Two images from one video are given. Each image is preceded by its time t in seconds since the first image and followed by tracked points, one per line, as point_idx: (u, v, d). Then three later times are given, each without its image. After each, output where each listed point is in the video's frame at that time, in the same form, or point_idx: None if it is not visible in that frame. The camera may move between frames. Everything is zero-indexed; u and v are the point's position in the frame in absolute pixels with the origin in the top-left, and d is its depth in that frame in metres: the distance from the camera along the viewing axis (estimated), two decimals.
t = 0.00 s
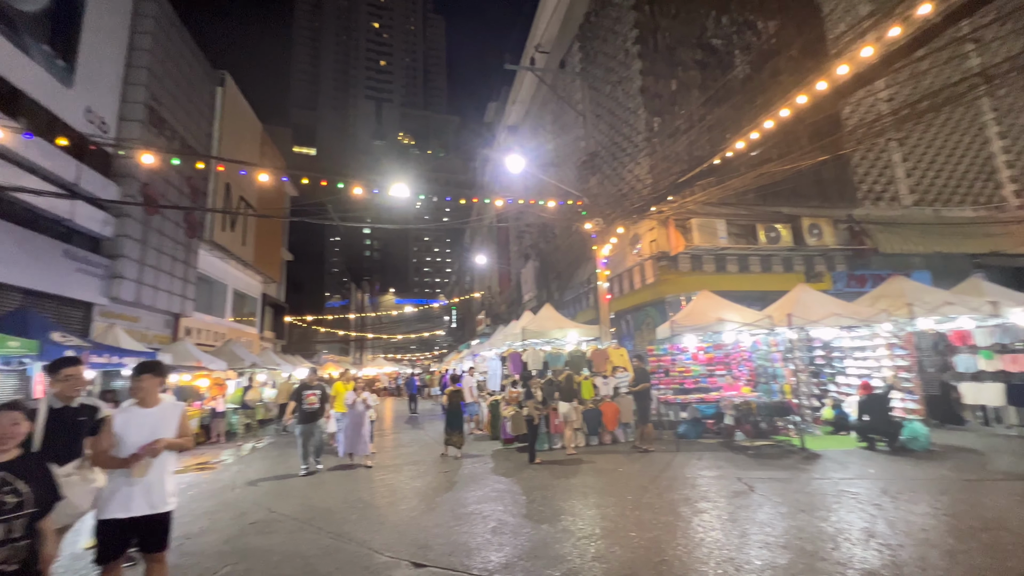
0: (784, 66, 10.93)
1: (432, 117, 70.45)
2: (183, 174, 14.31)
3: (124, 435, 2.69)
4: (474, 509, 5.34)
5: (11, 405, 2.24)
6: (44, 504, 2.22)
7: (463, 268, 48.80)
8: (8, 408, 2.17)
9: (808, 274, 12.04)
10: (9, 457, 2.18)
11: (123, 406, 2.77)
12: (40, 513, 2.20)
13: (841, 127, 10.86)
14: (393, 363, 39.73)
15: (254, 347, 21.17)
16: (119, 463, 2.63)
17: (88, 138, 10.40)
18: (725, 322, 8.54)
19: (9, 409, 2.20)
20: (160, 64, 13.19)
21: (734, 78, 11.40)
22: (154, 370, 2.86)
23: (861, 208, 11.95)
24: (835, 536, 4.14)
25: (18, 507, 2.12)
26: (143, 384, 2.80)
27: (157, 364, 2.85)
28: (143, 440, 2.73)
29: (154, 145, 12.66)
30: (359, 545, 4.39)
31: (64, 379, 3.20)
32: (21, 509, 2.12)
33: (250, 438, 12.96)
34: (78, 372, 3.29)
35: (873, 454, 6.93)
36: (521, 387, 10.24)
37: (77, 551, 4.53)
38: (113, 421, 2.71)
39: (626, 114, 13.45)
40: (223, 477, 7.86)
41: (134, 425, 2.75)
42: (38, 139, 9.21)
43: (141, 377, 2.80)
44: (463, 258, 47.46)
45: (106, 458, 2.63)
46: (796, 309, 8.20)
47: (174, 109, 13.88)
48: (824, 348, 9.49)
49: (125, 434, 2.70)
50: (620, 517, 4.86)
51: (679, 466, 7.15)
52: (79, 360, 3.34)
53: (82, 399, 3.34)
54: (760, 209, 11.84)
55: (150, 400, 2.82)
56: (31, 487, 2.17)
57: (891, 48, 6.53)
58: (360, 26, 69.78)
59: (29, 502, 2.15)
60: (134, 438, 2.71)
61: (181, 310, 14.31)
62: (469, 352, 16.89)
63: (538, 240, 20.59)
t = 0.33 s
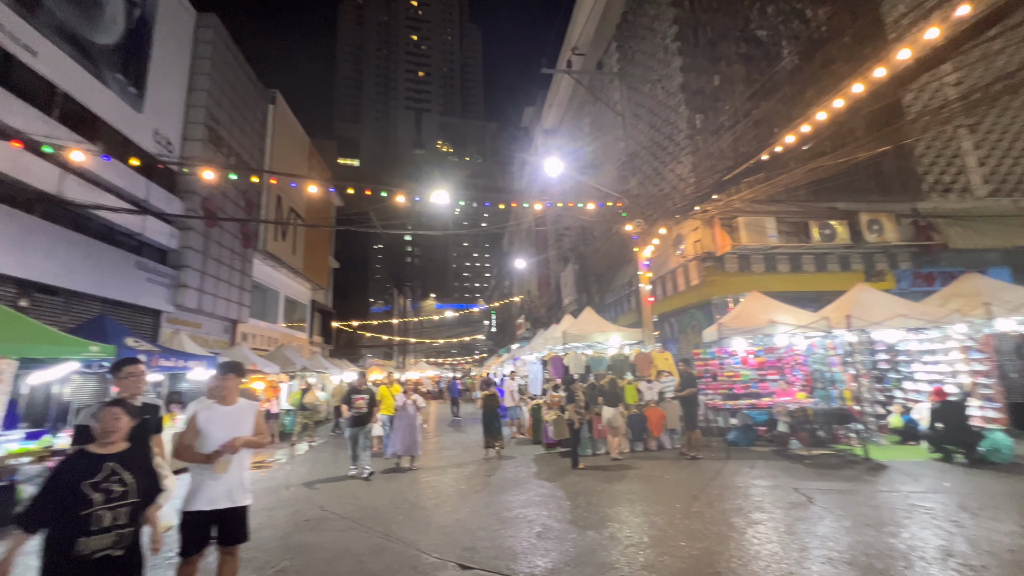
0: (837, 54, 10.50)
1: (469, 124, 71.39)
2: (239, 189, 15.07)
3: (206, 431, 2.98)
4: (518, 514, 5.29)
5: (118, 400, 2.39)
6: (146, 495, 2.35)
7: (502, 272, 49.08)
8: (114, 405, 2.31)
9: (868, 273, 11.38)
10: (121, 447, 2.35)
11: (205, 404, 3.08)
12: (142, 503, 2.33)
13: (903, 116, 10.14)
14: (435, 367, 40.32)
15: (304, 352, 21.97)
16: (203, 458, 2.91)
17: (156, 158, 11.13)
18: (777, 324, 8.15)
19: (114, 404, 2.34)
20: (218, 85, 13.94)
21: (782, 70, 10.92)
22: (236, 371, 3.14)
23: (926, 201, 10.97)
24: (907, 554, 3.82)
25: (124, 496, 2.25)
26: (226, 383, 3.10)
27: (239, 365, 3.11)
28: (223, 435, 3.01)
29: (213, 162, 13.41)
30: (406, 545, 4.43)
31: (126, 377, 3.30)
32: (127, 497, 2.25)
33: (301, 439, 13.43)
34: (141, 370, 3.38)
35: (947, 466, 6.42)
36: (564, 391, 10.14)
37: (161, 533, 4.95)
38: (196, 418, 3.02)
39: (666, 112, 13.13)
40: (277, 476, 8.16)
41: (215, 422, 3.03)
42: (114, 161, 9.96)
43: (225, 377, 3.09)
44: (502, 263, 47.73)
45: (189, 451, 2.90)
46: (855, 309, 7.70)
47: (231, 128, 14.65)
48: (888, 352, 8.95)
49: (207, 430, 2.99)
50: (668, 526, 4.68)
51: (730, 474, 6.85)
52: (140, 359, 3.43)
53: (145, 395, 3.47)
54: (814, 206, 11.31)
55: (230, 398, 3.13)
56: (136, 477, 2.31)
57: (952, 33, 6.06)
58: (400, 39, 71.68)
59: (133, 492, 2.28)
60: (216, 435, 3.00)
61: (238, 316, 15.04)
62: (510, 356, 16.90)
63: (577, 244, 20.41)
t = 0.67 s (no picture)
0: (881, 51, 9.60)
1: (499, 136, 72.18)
2: (280, 206, 15.62)
3: (263, 441, 3.05)
4: (554, 527, 5.16)
5: (185, 408, 2.50)
6: (212, 500, 2.44)
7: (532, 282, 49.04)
8: (182, 414, 2.42)
9: (921, 278, 10.78)
10: (189, 453, 2.46)
11: (261, 413, 3.16)
12: (209, 508, 2.42)
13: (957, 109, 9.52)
14: (467, 377, 40.49)
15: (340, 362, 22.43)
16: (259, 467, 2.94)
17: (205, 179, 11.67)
18: (823, 332, 7.77)
19: (183, 412, 2.45)
20: (261, 108, 14.53)
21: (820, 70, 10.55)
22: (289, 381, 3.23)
23: (984, 200, 10.45)
24: None
25: (191, 500, 2.34)
26: (280, 393, 3.19)
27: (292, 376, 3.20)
28: (278, 445, 3.09)
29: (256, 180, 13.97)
30: (443, 556, 4.38)
31: (174, 385, 3.22)
32: (193, 501, 2.35)
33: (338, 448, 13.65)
34: (189, 378, 3.31)
35: (1019, 486, 5.92)
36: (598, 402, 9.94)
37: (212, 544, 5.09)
38: (253, 427, 3.09)
39: (699, 117, 12.89)
40: (316, 484, 8.29)
41: (269, 432, 3.11)
42: (168, 183, 10.51)
43: (279, 387, 3.19)
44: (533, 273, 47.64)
45: (246, 460, 2.96)
46: (908, 316, 7.26)
47: (272, 148, 15.25)
48: (947, 362, 8.35)
49: (263, 439, 3.06)
50: (711, 544, 4.47)
51: (776, 490, 6.52)
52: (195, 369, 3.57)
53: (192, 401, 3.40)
54: (860, 209, 10.84)
55: (283, 408, 3.21)
56: (202, 482, 2.41)
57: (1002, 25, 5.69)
58: (430, 55, 73.32)
59: (199, 497, 2.37)
60: (271, 443, 3.06)
61: (279, 328, 15.47)
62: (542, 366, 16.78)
63: (609, 252, 20.18)
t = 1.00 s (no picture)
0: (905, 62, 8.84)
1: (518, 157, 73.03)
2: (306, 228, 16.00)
3: (291, 462, 3.02)
4: (579, 553, 4.98)
5: (219, 428, 2.51)
6: (248, 521, 2.43)
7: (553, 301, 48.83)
8: (217, 434, 2.44)
9: (960, 293, 10.34)
10: (224, 473, 2.47)
11: (290, 434, 3.14)
12: (245, 530, 2.41)
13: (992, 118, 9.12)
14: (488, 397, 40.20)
15: (363, 382, 22.55)
16: (287, 491, 2.93)
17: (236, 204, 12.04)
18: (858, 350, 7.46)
19: (218, 433, 2.45)
20: (289, 135, 15.00)
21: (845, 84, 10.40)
22: (317, 400, 3.23)
23: None
24: None
25: (227, 522, 2.34)
26: (307, 413, 3.18)
27: (321, 396, 3.23)
28: (307, 467, 3.05)
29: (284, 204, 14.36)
30: None
31: (214, 405, 3.25)
32: (231, 522, 2.35)
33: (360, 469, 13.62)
34: (228, 398, 3.35)
35: None
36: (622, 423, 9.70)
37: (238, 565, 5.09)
38: (282, 448, 3.07)
39: (720, 134, 12.79)
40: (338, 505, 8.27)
41: (297, 453, 3.07)
42: (202, 208, 10.87)
43: (306, 407, 3.18)
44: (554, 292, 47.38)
45: (276, 484, 2.94)
46: (948, 333, 6.95)
47: (300, 173, 15.70)
48: (994, 382, 7.91)
49: (291, 461, 3.03)
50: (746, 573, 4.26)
51: (813, 517, 6.21)
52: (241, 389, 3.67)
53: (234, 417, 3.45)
54: (889, 222, 10.51)
55: (312, 428, 3.19)
56: (238, 503, 2.40)
57: None
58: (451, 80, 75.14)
59: (234, 519, 2.36)
60: (298, 464, 3.03)
61: (304, 348, 15.67)
62: (564, 386, 16.55)
63: (631, 270, 19.97)
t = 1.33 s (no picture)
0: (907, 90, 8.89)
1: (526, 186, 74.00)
2: (317, 258, 16.18)
3: (299, 497, 2.95)
4: None
5: (224, 463, 2.46)
6: (258, 562, 2.37)
7: (562, 328, 48.60)
8: (219, 471, 2.38)
9: (978, 318, 10.15)
10: (230, 512, 2.41)
11: (297, 467, 3.07)
12: (254, 572, 2.34)
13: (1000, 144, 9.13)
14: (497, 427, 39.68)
15: (370, 412, 22.33)
16: (294, 528, 2.85)
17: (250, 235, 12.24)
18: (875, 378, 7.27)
19: (222, 468, 2.42)
20: (302, 168, 15.34)
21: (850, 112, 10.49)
22: (324, 431, 3.20)
23: None
24: None
25: (240, 564, 2.28)
26: (314, 443, 3.15)
27: (326, 424, 3.20)
28: (315, 501, 2.98)
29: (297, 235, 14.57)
30: None
31: (247, 434, 3.69)
32: (242, 564, 2.29)
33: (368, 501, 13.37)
34: (258, 428, 3.80)
35: None
36: (634, 455, 9.47)
37: None
38: (289, 482, 2.99)
39: (725, 162, 12.87)
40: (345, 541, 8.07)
41: (306, 487, 3.00)
42: (216, 239, 11.06)
43: (313, 437, 3.15)
44: (562, 320, 47.17)
45: (284, 520, 2.87)
46: (969, 359, 6.77)
47: (312, 204, 15.97)
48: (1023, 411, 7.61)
49: (300, 495, 2.96)
50: None
51: (837, 554, 5.93)
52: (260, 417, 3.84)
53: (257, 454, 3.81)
54: (902, 247, 10.43)
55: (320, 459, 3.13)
56: (249, 543, 2.35)
57: None
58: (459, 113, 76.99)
59: (247, 560, 2.31)
60: (306, 498, 2.96)
61: (312, 377, 15.61)
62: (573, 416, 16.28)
63: (639, 297, 19.88)
